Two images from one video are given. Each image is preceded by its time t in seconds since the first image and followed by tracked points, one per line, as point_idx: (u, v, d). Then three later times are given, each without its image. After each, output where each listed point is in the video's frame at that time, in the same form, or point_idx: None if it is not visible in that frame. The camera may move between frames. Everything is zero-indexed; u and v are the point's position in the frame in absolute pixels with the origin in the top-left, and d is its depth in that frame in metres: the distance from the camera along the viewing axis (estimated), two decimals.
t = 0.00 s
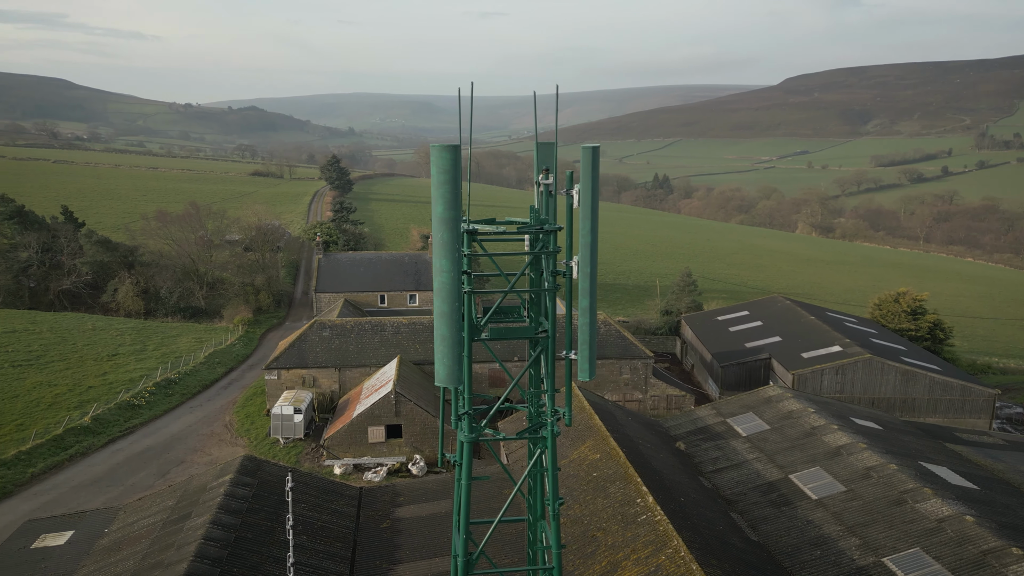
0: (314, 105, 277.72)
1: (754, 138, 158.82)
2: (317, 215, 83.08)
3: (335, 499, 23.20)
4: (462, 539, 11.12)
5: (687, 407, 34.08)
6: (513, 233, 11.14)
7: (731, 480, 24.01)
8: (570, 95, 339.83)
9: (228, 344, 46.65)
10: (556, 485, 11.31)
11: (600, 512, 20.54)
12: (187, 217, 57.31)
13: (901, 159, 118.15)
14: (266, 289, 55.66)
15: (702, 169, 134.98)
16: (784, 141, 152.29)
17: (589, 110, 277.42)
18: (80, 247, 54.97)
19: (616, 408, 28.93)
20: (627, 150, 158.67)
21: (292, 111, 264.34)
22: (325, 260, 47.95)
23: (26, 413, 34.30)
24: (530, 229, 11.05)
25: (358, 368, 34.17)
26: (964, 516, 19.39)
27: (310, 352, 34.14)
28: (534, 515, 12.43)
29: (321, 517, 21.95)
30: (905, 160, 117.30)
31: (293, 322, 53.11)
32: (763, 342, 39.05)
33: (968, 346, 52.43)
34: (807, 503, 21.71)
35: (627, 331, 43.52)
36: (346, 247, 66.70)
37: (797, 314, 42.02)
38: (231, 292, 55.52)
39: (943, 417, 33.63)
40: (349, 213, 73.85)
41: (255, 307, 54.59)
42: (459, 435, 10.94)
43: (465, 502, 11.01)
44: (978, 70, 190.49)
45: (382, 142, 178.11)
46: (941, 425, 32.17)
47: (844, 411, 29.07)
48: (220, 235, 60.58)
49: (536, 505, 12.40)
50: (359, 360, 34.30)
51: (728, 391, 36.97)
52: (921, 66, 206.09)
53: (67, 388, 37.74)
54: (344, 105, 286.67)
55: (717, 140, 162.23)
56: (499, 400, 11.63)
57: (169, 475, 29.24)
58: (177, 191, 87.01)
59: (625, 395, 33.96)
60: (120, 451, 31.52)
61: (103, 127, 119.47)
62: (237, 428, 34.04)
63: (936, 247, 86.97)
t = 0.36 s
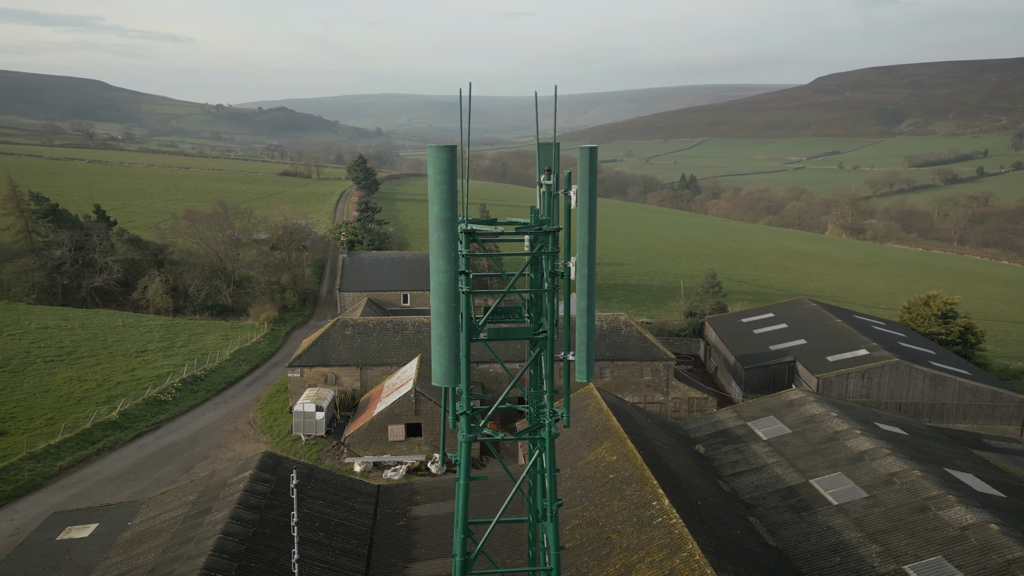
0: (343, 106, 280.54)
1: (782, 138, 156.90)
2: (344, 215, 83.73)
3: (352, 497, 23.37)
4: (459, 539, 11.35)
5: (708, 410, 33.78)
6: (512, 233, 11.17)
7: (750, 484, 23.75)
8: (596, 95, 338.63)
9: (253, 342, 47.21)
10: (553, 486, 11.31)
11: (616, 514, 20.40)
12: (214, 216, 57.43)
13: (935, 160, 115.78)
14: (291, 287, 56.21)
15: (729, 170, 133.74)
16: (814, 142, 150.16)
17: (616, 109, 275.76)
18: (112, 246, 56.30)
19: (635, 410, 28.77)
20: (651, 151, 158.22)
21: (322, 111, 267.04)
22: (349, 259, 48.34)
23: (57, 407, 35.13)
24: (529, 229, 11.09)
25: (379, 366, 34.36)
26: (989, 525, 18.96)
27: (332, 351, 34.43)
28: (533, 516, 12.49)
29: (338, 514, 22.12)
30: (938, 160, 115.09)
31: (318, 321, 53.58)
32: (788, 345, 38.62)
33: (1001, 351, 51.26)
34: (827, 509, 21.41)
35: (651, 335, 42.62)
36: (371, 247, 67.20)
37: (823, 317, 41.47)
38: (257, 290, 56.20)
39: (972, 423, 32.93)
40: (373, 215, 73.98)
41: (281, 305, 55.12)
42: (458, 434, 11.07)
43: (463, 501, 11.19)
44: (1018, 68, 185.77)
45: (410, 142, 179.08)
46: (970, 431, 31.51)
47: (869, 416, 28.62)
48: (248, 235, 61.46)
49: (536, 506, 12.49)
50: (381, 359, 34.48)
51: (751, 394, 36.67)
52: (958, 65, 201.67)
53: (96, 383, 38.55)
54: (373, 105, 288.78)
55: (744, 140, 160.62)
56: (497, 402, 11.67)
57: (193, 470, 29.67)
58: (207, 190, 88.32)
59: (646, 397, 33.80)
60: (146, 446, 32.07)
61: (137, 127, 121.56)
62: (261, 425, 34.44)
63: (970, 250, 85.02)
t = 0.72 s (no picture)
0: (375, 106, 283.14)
1: (815, 138, 154.38)
2: (373, 215, 84.20)
3: (373, 495, 23.58)
4: (460, 538, 11.81)
5: (734, 413, 33.38)
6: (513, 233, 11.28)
7: (772, 489, 23.46)
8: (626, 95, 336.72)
9: (281, 339, 47.84)
10: (551, 488, 11.50)
11: (633, 516, 20.28)
12: (246, 216, 57.69)
13: (974, 160, 112.82)
14: (319, 286, 57.01)
15: (760, 170, 132.10)
16: (847, 142, 147.47)
17: (645, 109, 273.33)
18: (146, 244, 57.69)
19: (657, 412, 28.60)
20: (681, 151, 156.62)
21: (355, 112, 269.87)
22: (376, 258, 48.72)
23: (90, 401, 35.99)
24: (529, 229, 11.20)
25: (403, 365, 34.54)
26: (1018, 535, 18.45)
27: (357, 349, 34.74)
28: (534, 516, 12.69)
29: (359, 511, 22.35)
30: (977, 161, 112.11)
31: (345, 319, 54.06)
32: (817, 348, 38.09)
33: None
34: (851, 516, 21.04)
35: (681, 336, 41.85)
36: (398, 247, 67.59)
37: (854, 320, 40.76)
38: (286, 289, 57.28)
39: (1006, 431, 32.12)
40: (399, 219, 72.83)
41: (309, 304, 55.86)
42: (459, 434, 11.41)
43: (464, 499, 11.61)
44: None
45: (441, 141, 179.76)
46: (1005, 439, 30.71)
47: (897, 421, 28.10)
48: (278, 232, 62.02)
49: (537, 506, 12.74)
50: (405, 357, 34.65)
51: (778, 398, 36.29)
52: (1002, 63, 196.08)
53: (129, 378, 39.43)
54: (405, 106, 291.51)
55: (774, 141, 158.41)
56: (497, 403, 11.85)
57: (219, 465, 30.14)
58: (240, 189, 89.62)
59: (670, 399, 33.57)
60: (175, 440, 32.65)
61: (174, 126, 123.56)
62: (286, 421, 34.87)
63: (1009, 253, 82.70)
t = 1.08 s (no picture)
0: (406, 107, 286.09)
1: (848, 138, 151.77)
2: (401, 216, 84.48)
3: (393, 493, 23.72)
4: (461, 538, 11.95)
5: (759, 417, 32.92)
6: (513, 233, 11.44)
7: (795, 494, 23.14)
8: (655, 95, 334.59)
9: (308, 337, 48.45)
10: (552, 491, 11.46)
11: (651, 519, 20.15)
12: (275, 216, 59.50)
13: (1014, 162, 109.85)
14: (346, 285, 57.56)
15: (790, 171, 130.43)
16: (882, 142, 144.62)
17: (675, 109, 270.44)
18: (179, 242, 58.80)
19: (679, 415, 28.40)
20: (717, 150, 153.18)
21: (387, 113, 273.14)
22: (402, 258, 49.04)
23: (121, 396, 36.79)
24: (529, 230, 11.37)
25: (427, 365, 34.71)
26: None
27: (381, 348, 35.02)
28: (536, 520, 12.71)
29: (378, 509, 22.53)
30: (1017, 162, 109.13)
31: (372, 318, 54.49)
32: (846, 352, 37.52)
33: None
34: (875, 523, 20.68)
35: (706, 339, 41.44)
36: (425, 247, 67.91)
37: (885, 323, 40.03)
38: (314, 288, 57.94)
39: None
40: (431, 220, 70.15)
41: (336, 302, 56.46)
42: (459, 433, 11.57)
43: (464, 499, 11.73)
44: None
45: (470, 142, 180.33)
46: None
47: (926, 427, 27.55)
48: (307, 232, 63.27)
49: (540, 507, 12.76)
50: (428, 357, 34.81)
51: (805, 402, 35.83)
52: None
53: (159, 374, 40.21)
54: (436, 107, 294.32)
55: (806, 141, 155.84)
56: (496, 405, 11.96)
57: (244, 461, 30.58)
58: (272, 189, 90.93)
59: (695, 402, 33.27)
60: (201, 436, 33.18)
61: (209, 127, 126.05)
62: (311, 418, 35.25)
63: None
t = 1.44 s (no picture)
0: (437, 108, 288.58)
1: (882, 138, 148.82)
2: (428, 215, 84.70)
3: (412, 490, 23.80)
4: (460, 538, 12.19)
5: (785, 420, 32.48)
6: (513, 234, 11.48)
7: (818, 500, 22.82)
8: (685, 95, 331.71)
9: (334, 335, 48.91)
10: (551, 492, 11.44)
11: (668, 523, 20.01)
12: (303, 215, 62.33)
13: None
14: (372, 284, 57.79)
15: (820, 172, 128.43)
16: (916, 142, 141.55)
17: (704, 109, 267.77)
18: (209, 241, 59.41)
19: (700, 418, 28.14)
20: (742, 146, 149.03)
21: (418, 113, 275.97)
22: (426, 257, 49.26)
23: (150, 391, 37.48)
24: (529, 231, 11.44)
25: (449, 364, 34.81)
26: None
27: (404, 347, 35.27)
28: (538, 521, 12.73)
29: (396, 507, 22.65)
30: None
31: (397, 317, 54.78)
32: (874, 356, 36.89)
33: None
34: (899, 531, 20.29)
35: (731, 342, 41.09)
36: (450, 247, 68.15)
37: (916, 327, 39.23)
38: (341, 286, 58.49)
39: None
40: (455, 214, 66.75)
41: (362, 301, 56.76)
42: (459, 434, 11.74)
43: (464, 499, 11.91)
44: None
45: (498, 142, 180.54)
46: None
47: (955, 433, 26.97)
48: (334, 232, 64.31)
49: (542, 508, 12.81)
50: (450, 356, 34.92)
51: (833, 406, 35.34)
52: None
53: (187, 370, 40.86)
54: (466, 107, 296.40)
55: (837, 142, 153.26)
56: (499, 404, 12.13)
57: (268, 456, 30.95)
58: (302, 189, 91.87)
59: (718, 405, 32.87)
60: (227, 431, 33.66)
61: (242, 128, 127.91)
62: (334, 416, 35.57)
63: None
